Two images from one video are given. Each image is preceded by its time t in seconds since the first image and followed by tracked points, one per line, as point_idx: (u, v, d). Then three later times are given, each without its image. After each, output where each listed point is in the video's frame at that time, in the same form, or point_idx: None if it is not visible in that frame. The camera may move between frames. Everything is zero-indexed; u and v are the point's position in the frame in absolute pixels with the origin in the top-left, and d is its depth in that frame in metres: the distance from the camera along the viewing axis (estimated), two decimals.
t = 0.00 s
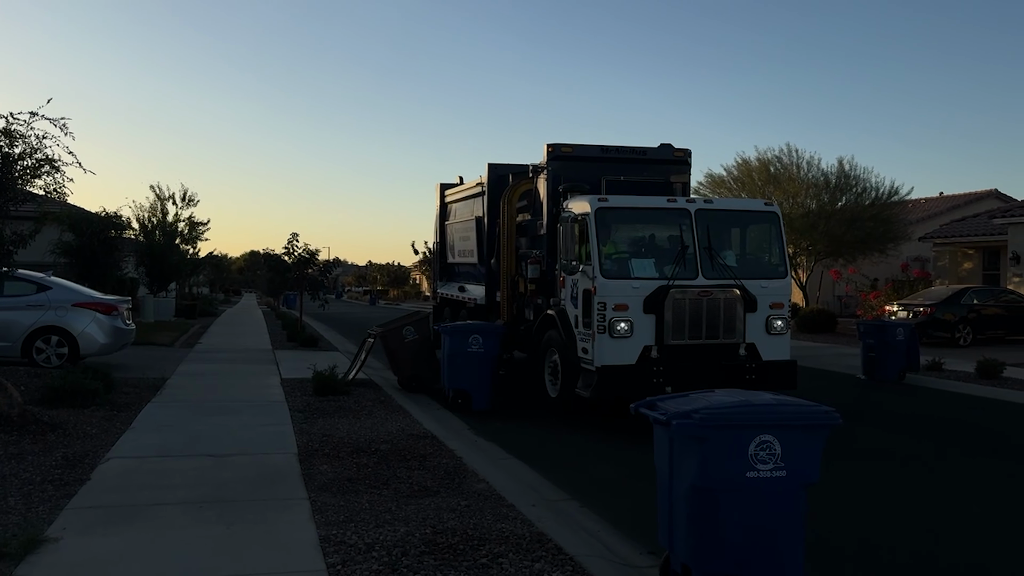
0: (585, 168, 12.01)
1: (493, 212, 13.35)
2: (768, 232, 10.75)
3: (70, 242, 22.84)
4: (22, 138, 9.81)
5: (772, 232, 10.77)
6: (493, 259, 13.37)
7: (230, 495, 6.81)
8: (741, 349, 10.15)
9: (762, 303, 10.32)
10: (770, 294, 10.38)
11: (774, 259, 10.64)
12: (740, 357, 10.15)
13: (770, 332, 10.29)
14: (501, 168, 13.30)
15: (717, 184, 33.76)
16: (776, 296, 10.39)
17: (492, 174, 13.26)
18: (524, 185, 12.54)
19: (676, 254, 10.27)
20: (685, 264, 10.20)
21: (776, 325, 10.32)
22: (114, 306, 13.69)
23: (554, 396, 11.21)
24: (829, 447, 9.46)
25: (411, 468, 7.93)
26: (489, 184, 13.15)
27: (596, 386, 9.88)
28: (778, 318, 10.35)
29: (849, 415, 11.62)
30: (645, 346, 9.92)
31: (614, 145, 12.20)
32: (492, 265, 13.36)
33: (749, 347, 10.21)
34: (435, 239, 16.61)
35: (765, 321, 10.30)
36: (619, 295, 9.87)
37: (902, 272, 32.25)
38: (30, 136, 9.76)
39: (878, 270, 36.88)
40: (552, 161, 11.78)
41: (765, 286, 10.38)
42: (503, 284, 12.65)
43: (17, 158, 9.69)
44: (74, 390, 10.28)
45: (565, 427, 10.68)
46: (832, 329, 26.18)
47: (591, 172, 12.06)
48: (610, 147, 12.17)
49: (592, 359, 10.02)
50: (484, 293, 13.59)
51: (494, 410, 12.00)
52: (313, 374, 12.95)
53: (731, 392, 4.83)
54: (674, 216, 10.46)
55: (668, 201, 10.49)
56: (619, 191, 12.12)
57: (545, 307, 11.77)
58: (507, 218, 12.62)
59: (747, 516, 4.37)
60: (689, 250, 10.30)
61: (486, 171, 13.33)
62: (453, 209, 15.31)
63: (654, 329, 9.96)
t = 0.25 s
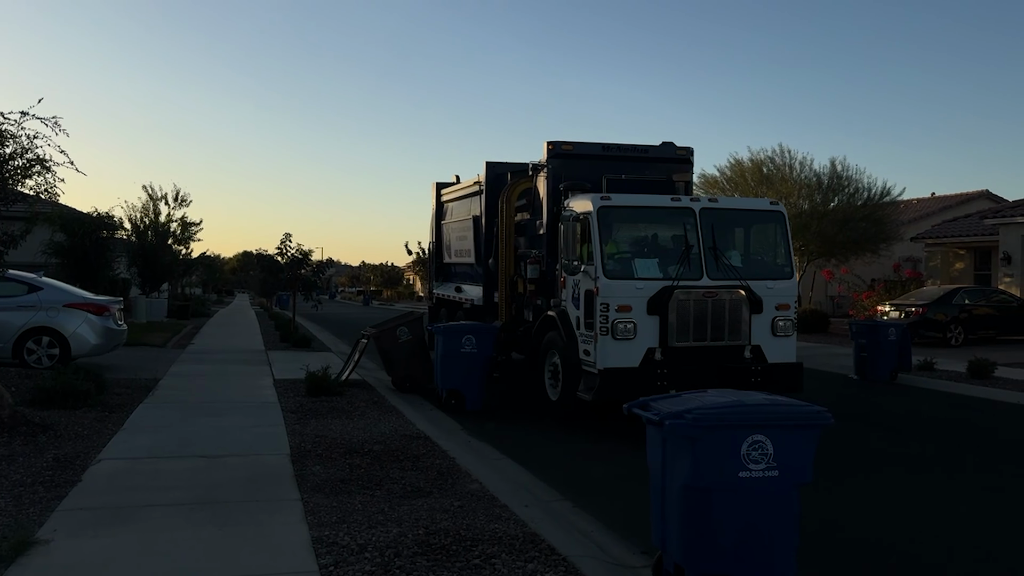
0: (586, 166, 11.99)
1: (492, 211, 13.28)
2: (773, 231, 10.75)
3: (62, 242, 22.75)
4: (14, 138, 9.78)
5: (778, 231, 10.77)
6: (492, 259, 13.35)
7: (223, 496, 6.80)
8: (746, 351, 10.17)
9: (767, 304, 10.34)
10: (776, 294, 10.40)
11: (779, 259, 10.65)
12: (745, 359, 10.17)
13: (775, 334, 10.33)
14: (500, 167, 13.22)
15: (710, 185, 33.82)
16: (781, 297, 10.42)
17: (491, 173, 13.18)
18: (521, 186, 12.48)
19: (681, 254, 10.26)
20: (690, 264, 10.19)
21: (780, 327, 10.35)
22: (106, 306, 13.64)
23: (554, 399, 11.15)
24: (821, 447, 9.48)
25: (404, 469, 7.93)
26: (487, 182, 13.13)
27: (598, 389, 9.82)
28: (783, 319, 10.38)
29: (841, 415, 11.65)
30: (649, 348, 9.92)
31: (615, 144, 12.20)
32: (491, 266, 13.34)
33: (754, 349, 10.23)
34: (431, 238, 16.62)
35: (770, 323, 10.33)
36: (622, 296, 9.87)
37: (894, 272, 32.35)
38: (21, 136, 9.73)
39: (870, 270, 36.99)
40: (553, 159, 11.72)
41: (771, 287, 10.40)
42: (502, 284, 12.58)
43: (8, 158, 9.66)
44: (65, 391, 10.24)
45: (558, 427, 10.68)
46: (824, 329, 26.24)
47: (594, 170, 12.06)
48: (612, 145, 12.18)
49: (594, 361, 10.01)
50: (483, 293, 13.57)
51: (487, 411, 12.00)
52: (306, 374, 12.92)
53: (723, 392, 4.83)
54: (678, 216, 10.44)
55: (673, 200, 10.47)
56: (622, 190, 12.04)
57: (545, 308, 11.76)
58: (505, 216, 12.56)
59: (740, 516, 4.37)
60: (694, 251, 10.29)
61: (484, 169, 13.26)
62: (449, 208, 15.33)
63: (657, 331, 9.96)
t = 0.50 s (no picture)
0: (587, 163, 11.50)
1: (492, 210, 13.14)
2: (786, 230, 10.25)
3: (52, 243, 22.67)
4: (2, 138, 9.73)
5: (790, 230, 10.27)
6: (491, 260, 13.23)
7: (212, 498, 6.77)
8: (758, 355, 9.66)
9: (780, 307, 9.83)
10: (790, 296, 9.87)
11: (792, 259, 10.14)
12: (757, 363, 9.64)
13: (789, 338, 9.81)
14: (499, 165, 13.05)
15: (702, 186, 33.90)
16: (794, 300, 9.89)
17: (490, 171, 13.06)
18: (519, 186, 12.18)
19: (690, 254, 9.76)
20: (700, 265, 9.69)
21: (794, 330, 9.83)
22: (96, 308, 13.59)
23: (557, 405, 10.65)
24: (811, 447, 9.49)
25: (395, 470, 7.91)
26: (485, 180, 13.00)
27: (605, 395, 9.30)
28: (797, 323, 9.87)
29: (832, 415, 11.66)
30: (658, 352, 9.38)
31: (619, 140, 11.70)
32: (491, 267, 13.23)
33: (766, 353, 9.72)
34: (427, 237, 16.61)
35: (783, 326, 9.81)
36: (630, 297, 9.33)
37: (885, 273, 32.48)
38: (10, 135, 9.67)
39: (861, 271, 37.13)
40: (554, 156, 11.25)
41: (784, 289, 9.87)
42: (502, 285, 12.36)
43: None
44: (54, 392, 10.20)
45: (549, 429, 10.67)
46: (815, 330, 26.33)
47: (597, 167, 11.58)
48: (616, 142, 11.67)
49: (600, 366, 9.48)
50: (480, 295, 13.48)
51: (479, 412, 11.98)
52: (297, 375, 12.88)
53: (713, 393, 4.83)
54: (687, 214, 9.94)
55: (682, 197, 9.97)
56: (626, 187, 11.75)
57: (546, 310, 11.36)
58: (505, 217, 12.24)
59: (730, 517, 4.38)
60: (704, 250, 9.80)
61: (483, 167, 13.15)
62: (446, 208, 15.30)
63: (667, 334, 9.43)
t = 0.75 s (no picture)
0: (593, 161, 11.14)
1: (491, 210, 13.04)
2: (797, 231, 9.99)
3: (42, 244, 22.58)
4: None
5: (802, 231, 10.02)
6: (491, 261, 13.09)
7: (204, 500, 6.74)
8: (771, 360, 9.37)
9: (793, 310, 9.55)
10: (802, 300, 9.62)
11: (803, 262, 9.89)
12: (770, 368, 9.37)
13: (802, 342, 9.53)
14: (499, 164, 12.96)
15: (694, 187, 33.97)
16: (807, 303, 9.63)
17: (490, 170, 12.98)
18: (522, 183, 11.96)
19: (701, 256, 9.48)
20: (711, 267, 9.41)
21: (807, 334, 9.56)
22: (86, 309, 13.53)
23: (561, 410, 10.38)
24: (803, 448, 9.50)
25: (387, 472, 7.88)
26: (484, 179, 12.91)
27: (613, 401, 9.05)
28: (809, 326, 9.60)
29: (824, 416, 11.67)
30: (668, 357, 9.09)
31: (626, 137, 11.33)
32: (490, 268, 13.11)
33: (778, 358, 9.44)
34: (424, 237, 16.59)
35: (796, 329, 9.53)
36: (639, 300, 9.04)
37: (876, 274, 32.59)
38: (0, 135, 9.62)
39: (852, 272, 37.25)
40: (558, 154, 10.92)
41: (796, 291, 9.62)
42: (502, 288, 12.05)
43: None
44: (44, 394, 10.15)
45: (541, 430, 10.65)
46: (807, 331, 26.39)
47: (603, 166, 11.23)
48: (622, 139, 11.30)
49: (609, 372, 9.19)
50: (479, 296, 13.38)
51: (471, 414, 11.95)
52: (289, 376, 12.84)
53: (706, 394, 4.83)
54: (696, 214, 9.67)
55: (692, 197, 9.69)
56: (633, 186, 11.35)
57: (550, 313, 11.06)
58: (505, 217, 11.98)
59: (723, 517, 4.38)
60: (715, 252, 9.52)
61: (483, 165, 13.07)
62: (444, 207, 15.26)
63: (677, 339, 9.14)
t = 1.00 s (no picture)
0: (595, 159, 11.06)
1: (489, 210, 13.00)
2: (810, 232, 9.79)
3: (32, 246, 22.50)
4: None
5: (815, 231, 9.82)
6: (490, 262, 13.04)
7: (195, 502, 6.71)
8: (783, 365, 9.16)
9: (805, 314, 9.33)
10: (815, 302, 9.39)
11: (815, 263, 9.68)
12: (782, 374, 9.16)
13: (814, 347, 9.32)
14: (499, 163, 12.94)
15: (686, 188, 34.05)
16: (820, 306, 9.40)
17: (489, 169, 12.93)
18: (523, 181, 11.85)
19: (711, 257, 9.28)
20: (722, 268, 9.21)
21: (820, 338, 9.34)
22: (76, 310, 13.48)
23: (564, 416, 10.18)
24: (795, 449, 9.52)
25: (379, 474, 7.87)
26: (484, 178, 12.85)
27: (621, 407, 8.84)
28: (822, 330, 9.37)
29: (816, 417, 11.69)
30: (678, 362, 8.86)
31: (629, 135, 11.27)
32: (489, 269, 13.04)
33: (791, 363, 9.22)
34: (420, 237, 16.58)
35: (809, 334, 9.32)
36: (649, 304, 8.83)
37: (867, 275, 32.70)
38: None
39: (843, 273, 37.37)
40: (561, 152, 10.86)
41: (810, 294, 9.38)
42: (502, 290, 11.95)
43: None
44: (34, 396, 10.10)
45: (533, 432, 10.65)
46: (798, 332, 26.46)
47: (607, 164, 11.13)
48: (626, 137, 11.24)
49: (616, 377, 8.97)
50: (478, 299, 13.30)
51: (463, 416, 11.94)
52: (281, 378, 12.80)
53: (697, 395, 4.83)
54: (707, 215, 9.47)
55: (702, 196, 9.51)
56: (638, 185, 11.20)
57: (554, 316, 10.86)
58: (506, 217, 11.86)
59: (714, 518, 4.38)
60: (725, 253, 9.31)
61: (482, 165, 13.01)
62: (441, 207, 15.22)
63: (687, 343, 8.91)
